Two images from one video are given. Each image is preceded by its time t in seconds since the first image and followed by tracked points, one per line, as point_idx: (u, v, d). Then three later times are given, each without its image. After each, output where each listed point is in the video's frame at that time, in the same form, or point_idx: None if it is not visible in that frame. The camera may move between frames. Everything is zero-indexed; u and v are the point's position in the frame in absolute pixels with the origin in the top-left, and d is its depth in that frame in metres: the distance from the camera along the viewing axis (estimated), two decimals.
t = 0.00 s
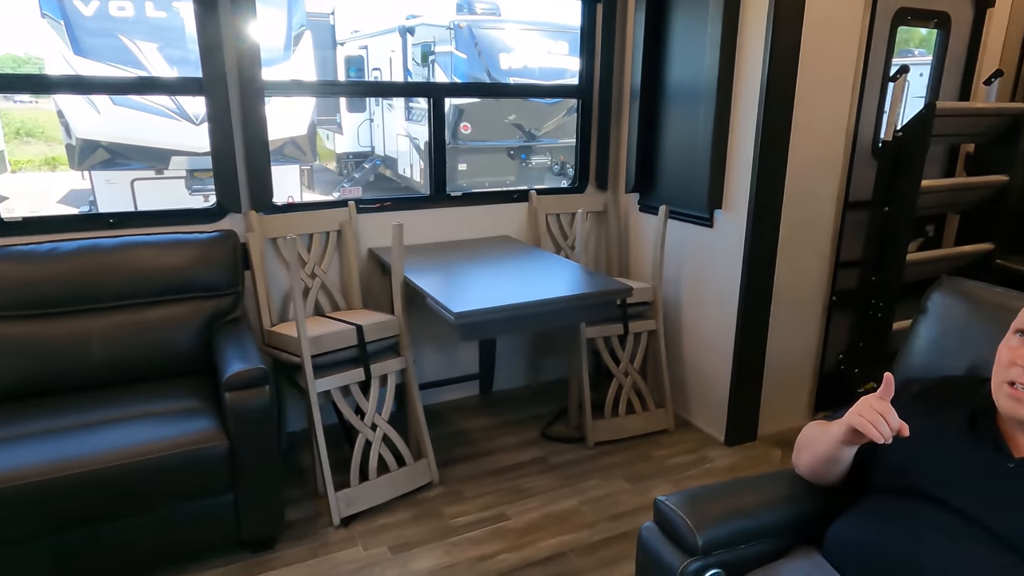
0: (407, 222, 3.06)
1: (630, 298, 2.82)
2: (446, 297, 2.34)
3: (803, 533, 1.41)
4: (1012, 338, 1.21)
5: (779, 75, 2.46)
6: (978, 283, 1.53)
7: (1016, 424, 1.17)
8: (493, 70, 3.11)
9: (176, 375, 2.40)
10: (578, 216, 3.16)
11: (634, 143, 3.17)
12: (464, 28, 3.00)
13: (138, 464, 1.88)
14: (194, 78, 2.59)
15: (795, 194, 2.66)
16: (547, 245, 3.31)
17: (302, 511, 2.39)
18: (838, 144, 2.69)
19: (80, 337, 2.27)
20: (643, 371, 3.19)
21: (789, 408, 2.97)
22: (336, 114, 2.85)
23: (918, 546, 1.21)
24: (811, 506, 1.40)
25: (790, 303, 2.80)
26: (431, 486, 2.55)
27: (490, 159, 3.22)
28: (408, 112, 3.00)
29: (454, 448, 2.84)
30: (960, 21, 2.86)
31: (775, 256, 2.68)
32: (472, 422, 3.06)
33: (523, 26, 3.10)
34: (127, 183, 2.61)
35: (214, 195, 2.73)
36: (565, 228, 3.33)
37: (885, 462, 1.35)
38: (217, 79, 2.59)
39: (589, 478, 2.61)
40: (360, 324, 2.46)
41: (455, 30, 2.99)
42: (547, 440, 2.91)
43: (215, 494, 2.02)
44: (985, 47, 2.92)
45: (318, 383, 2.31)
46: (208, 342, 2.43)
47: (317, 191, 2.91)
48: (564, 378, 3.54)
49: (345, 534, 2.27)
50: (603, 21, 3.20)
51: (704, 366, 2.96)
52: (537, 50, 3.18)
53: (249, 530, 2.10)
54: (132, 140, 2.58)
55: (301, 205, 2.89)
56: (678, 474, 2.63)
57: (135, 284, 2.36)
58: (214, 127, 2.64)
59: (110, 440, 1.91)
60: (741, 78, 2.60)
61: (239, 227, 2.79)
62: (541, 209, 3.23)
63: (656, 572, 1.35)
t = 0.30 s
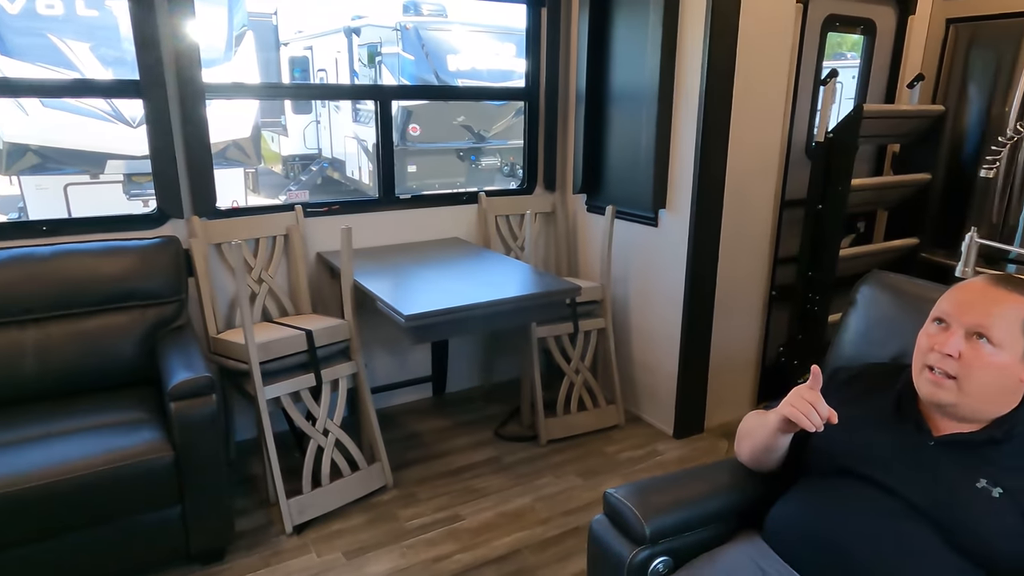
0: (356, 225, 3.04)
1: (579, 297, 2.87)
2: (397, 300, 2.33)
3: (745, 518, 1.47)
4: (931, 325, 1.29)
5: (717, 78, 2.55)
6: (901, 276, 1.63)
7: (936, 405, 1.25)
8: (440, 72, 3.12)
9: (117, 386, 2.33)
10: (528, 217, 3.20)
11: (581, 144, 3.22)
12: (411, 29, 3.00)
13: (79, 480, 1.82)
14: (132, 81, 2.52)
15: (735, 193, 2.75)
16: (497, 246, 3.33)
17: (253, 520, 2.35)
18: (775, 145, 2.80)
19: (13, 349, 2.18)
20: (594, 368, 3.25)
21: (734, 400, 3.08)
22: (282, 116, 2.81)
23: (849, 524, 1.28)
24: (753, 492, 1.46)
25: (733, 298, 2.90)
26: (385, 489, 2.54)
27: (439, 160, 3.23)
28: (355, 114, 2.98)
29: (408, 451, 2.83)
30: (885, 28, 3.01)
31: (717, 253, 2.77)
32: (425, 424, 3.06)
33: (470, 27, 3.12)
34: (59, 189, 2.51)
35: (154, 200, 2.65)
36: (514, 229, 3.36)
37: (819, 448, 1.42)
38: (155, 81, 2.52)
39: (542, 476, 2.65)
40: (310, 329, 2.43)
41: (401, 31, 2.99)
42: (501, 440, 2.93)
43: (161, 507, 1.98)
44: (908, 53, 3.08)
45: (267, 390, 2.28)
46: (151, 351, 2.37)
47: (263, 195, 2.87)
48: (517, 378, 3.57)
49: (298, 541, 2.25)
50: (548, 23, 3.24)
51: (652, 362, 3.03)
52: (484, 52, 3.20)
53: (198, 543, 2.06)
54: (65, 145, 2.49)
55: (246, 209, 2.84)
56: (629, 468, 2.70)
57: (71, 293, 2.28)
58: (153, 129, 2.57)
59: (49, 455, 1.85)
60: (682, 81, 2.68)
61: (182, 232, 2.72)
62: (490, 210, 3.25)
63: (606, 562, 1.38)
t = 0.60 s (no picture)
0: (313, 223, 3.02)
1: (538, 292, 2.90)
2: (357, 298, 2.33)
3: (702, 502, 1.52)
4: (871, 312, 1.36)
5: (669, 76, 2.61)
6: (844, 266, 1.70)
7: (878, 386, 1.32)
8: (396, 69, 3.11)
9: (66, 391, 2.26)
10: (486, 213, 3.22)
11: (537, 140, 3.25)
12: (365, 25, 2.99)
13: (29, 487, 1.77)
14: (75, 76, 2.44)
15: (688, 188, 2.82)
16: (456, 243, 3.34)
17: (213, 524, 2.32)
18: (726, 142, 2.88)
19: None
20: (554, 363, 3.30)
21: (690, 391, 3.16)
22: (234, 113, 2.77)
23: (799, 503, 1.34)
24: (708, 476, 1.51)
25: (688, 291, 2.97)
26: (348, 488, 2.54)
27: (396, 158, 3.22)
28: (310, 111, 2.95)
29: (370, 449, 2.82)
30: (828, 28, 3.13)
31: (672, 248, 2.84)
32: (386, 422, 3.06)
33: (425, 24, 3.12)
34: None
35: (101, 200, 2.59)
36: (473, 226, 3.38)
37: (770, 431, 1.48)
38: (101, 77, 2.46)
39: (505, 469, 2.67)
40: (268, 328, 2.41)
41: (355, 27, 2.97)
42: (463, 435, 2.95)
43: (117, 512, 1.94)
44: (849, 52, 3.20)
45: (225, 391, 2.24)
46: (102, 355, 2.31)
47: (215, 195, 2.82)
48: (478, 374, 3.59)
49: (260, 543, 2.23)
50: (503, 20, 3.26)
51: (611, 355, 3.09)
52: (440, 49, 3.20)
53: (156, 548, 2.02)
54: (4, 143, 2.40)
55: (198, 208, 2.79)
56: (590, 459, 2.74)
57: (15, 297, 2.21)
58: (99, 127, 2.50)
59: None
60: (635, 79, 2.74)
61: (132, 232, 2.65)
62: (449, 207, 3.26)
63: (569, 548, 1.42)
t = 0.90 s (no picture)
0: (269, 216, 2.97)
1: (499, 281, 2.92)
2: (316, 288, 2.31)
3: (659, 477, 1.56)
4: (818, 288, 1.41)
5: (624, 67, 2.65)
6: (793, 247, 1.76)
7: (825, 358, 1.38)
8: (352, 61, 3.08)
9: (13, 390, 2.19)
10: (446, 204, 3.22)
11: (496, 131, 3.27)
12: (320, 17, 2.95)
13: None
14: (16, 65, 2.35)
15: (645, 177, 2.87)
16: (416, 234, 3.33)
17: (172, 521, 2.28)
18: (680, 131, 2.94)
19: None
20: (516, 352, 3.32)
21: (650, 376, 3.22)
22: (185, 107, 2.71)
23: (752, 474, 1.39)
24: (666, 453, 1.55)
25: (646, 278, 3.02)
26: (311, 481, 2.52)
27: (354, 150, 3.20)
28: (264, 104, 2.90)
29: (332, 442, 2.80)
30: (777, 21, 3.21)
31: (631, 236, 2.89)
32: (349, 415, 3.04)
33: (382, 17, 3.10)
34: None
35: (46, 195, 2.50)
36: (433, 217, 3.37)
37: (724, 407, 1.53)
38: (43, 66, 2.37)
39: (468, 458, 2.69)
40: (225, 322, 2.37)
41: (310, 19, 2.93)
42: (427, 426, 2.95)
43: (70, 511, 1.89)
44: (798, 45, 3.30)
45: (181, 386, 2.20)
46: (50, 352, 2.24)
47: (167, 190, 2.76)
48: (440, 365, 3.59)
49: (221, 538, 2.20)
50: (459, 12, 3.25)
51: (572, 342, 3.13)
52: (398, 41, 3.18)
53: (113, 547, 1.97)
54: None
55: (150, 201, 2.71)
56: (553, 445, 2.78)
57: None
58: (42, 119, 2.42)
59: None
60: (591, 70, 2.77)
61: (80, 226, 2.57)
62: (408, 198, 3.25)
63: (531, 526, 1.44)
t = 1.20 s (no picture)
0: (233, 211, 2.92)
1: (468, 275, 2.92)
2: (283, 283, 2.28)
3: (628, 465, 1.58)
4: (779, 276, 1.44)
5: (590, 61, 2.66)
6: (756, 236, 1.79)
7: (786, 345, 1.41)
8: (318, 56, 3.04)
9: None
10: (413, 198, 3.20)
11: (463, 125, 3.26)
12: (284, 11, 2.91)
13: None
14: None
15: (612, 171, 2.89)
16: (385, 229, 3.31)
17: (136, 523, 2.23)
18: (646, 125, 2.97)
19: None
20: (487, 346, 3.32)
21: (619, 368, 3.25)
22: (145, 102, 2.65)
23: (717, 459, 1.42)
24: (634, 441, 1.57)
25: (615, 271, 3.05)
26: (280, 479, 2.49)
27: (320, 145, 3.16)
28: (228, 100, 2.85)
29: (301, 440, 2.78)
30: (740, 16, 3.26)
31: (598, 230, 2.91)
32: (318, 412, 3.01)
33: (347, 11, 3.07)
34: None
35: None
36: (402, 212, 3.35)
37: (690, 395, 1.55)
38: None
39: (439, 452, 2.68)
40: (189, 319, 2.32)
41: (274, 13, 2.89)
42: (397, 421, 2.94)
43: (29, 515, 1.84)
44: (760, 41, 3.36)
45: (144, 385, 2.16)
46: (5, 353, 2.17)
47: (127, 187, 2.69)
48: (410, 361, 3.58)
49: (187, 539, 2.16)
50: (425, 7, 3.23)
51: (542, 335, 3.14)
52: (364, 37, 3.16)
53: (75, 550, 1.93)
54: None
55: (108, 196, 2.65)
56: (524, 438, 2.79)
57: None
58: None
59: None
60: (558, 64, 2.78)
61: (35, 223, 2.50)
62: (376, 193, 3.22)
63: (501, 515, 1.45)
